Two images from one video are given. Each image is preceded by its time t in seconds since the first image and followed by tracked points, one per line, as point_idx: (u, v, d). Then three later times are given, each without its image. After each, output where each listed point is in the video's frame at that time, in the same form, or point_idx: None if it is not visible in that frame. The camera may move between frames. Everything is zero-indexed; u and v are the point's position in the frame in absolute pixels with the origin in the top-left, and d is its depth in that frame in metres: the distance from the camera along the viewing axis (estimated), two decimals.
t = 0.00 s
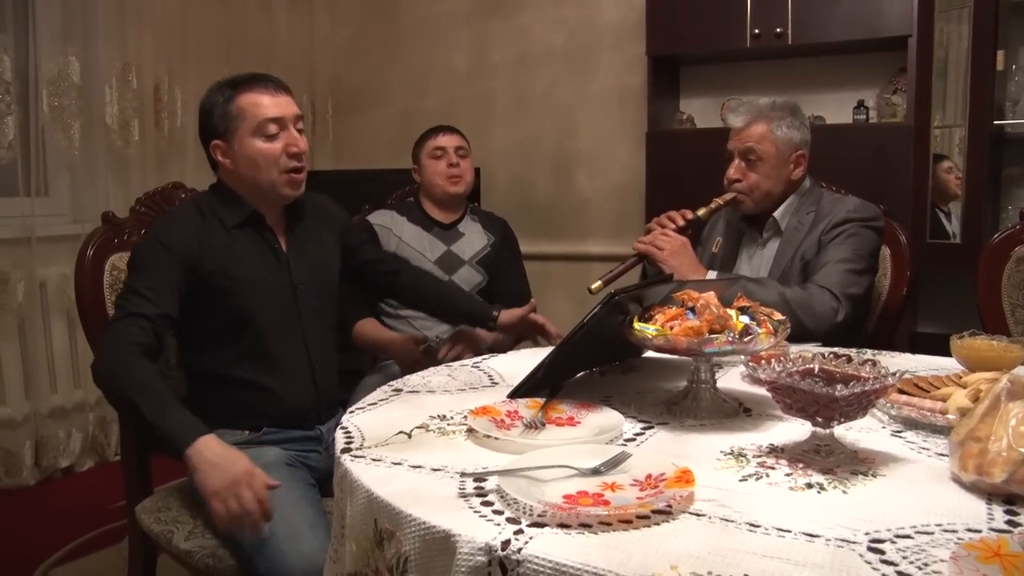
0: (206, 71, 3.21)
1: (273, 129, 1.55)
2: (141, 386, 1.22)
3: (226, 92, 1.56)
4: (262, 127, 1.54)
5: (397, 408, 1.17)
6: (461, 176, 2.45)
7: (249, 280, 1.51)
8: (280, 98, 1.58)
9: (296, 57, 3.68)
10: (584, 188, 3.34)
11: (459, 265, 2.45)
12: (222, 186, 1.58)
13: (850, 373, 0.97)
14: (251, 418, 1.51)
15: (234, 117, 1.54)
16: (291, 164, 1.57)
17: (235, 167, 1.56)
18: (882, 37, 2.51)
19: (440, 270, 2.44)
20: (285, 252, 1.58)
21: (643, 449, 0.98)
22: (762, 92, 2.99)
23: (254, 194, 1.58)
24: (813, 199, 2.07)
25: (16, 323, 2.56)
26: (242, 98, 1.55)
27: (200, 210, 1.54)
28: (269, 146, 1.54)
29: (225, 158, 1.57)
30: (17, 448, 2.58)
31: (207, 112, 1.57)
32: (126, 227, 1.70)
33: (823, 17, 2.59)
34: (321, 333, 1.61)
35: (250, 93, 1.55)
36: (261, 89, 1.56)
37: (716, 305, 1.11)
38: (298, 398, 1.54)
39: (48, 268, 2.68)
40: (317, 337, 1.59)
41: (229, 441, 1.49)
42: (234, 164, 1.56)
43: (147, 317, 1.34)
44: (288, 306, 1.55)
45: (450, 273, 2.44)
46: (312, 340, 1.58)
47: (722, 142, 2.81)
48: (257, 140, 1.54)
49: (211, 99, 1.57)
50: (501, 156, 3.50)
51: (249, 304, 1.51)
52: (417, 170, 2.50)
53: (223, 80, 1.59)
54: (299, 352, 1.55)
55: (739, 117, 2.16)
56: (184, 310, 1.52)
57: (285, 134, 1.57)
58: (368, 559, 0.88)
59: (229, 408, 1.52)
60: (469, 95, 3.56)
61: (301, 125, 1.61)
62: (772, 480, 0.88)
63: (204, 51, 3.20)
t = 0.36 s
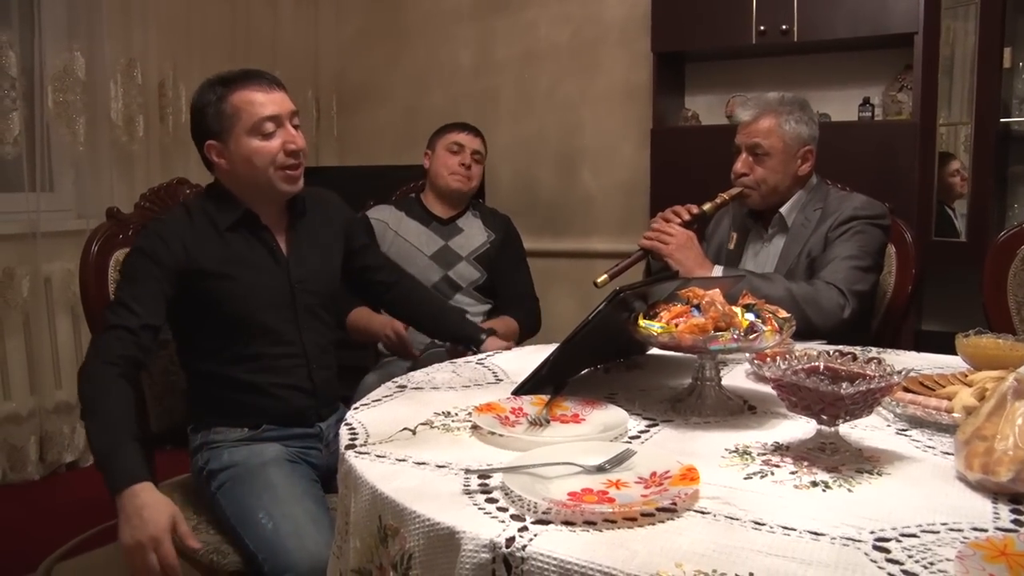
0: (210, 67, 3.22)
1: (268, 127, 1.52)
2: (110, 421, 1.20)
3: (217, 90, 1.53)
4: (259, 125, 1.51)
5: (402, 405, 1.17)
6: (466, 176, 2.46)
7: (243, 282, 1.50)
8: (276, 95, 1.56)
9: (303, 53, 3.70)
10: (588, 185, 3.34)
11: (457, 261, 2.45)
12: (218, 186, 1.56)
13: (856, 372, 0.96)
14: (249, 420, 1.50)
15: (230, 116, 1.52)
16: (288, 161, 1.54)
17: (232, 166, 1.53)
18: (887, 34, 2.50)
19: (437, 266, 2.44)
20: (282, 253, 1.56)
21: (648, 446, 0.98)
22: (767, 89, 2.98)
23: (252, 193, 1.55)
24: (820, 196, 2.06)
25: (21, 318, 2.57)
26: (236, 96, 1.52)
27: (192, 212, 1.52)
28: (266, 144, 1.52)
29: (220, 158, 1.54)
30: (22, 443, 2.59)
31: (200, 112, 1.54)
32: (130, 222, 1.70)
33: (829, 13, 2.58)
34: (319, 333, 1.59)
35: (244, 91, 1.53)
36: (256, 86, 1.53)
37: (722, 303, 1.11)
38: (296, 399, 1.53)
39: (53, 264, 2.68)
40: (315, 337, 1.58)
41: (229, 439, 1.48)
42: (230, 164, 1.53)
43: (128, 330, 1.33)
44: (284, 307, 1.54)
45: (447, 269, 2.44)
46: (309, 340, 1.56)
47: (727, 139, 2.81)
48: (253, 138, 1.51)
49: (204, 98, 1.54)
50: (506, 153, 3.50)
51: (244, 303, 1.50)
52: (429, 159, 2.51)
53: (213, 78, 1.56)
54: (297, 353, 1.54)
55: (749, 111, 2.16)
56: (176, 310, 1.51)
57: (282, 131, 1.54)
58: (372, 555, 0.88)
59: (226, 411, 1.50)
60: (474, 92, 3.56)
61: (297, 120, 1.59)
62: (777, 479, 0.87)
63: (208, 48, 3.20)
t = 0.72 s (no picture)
0: (212, 67, 3.22)
1: (254, 134, 1.51)
2: (100, 440, 1.24)
3: (203, 98, 1.52)
4: (243, 133, 1.50)
5: (402, 407, 1.18)
6: (473, 178, 2.46)
7: (234, 295, 1.48)
8: (260, 101, 1.54)
9: (305, 52, 3.69)
10: (590, 186, 3.34)
11: (463, 266, 2.45)
12: (206, 195, 1.55)
13: (859, 375, 0.96)
14: (246, 424, 1.51)
15: (215, 125, 1.50)
16: (275, 169, 1.52)
17: (219, 176, 1.52)
18: (889, 35, 2.50)
19: (445, 272, 2.44)
20: (273, 262, 1.54)
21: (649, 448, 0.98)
22: (769, 90, 2.98)
23: (240, 202, 1.54)
24: (822, 199, 2.06)
25: (22, 317, 2.57)
26: (221, 104, 1.51)
27: (178, 225, 1.49)
28: (252, 152, 1.50)
29: (207, 166, 1.53)
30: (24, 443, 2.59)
31: (186, 120, 1.53)
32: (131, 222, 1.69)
33: (831, 15, 2.58)
34: (313, 337, 1.59)
35: (229, 99, 1.51)
36: (240, 93, 1.51)
37: (723, 305, 1.11)
38: (292, 404, 1.53)
39: (54, 264, 2.68)
40: (309, 342, 1.57)
41: (226, 441, 1.48)
42: (217, 174, 1.52)
43: (120, 352, 1.34)
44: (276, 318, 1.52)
45: (454, 274, 2.44)
46: (303, 346, 1.55)
47: (729, 140, 2.81)
48: (239, 147, 1.50)
49: (190, 106, 1.53)
50: (508, 154, 3.50)
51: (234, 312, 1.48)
52: (432, 165, 2.51)
53: (200, 85, 1.54)
54: (291, 361, 1.53)
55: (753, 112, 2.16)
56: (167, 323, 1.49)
57: (268, 139, 1.53)
58: (372, 557, 0.88)
59: (223, 418, 1.50)
60: (476, 92, 3.56)
61: (284, 126, 1.57)
62: (777, 481, 0.87)
63: (210, 48, 3.21)
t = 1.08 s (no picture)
0: (217, 68, 3.23)
1: (241, 137, 1.48)
2: (24, 399, 1.15)
3: (189, 99, 1.49)
4: (230, 136, 1.47)
5: (406, 407, 1.18)
6: (470, 176, 2.45)
7: (225, 295, 1.48)
8: (248, 102, 1.51)
9: (310, 53, 3.69)
10: (594, 188, 3.34)
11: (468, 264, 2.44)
12: (198, 199, 1.53)
13: (862, 377, 0.96)
14: (242, 425, 1.51)
15: (202, 127, 1.48)
16: (263, 172, 1.50)
17: (209, 179, 1.50)
18: (894, 38, 2.51)
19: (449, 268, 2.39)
20: (266, 263, 1.53)
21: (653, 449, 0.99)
22: (772, 92, 2.98)
23: (232, 205, 1.52)
24: (825, 202, 2.06)
25: (27, 317, 2.58)
26: (207, 106, 1.48)
27: (171, 223, 1.49)
28: (239, 155, 1.48)
29: (197, 168, 1.52)
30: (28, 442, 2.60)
31: (173, 122, 1.51)
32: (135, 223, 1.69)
33: (835, 17, 2.58)
34: (309, 340, 1.58)
35: (215, 99, 1.48)
36: (226, 94, 1.48)
37: (727, 307, 1.11)
38: (287, 406, 1.52)
39: (60, 263, 2.69)
40: (305, 343, 1.56)
41: (221, 444, 1.48)
42: (207, 177, 1.50)
43: (78, 325, 1.30)
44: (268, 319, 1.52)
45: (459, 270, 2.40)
46: (297, 348, 1.54)
47: (732, 142, 2.81)
48: (226, 150, 1.47)
49: (177, 106, 1.50)
50: (511, 155, 3.51)
51: (223, 314, 1.48)
52: (431, 166, 2.52)
53: (186, 84, 1.51)
54: (286, 363, 1.53)
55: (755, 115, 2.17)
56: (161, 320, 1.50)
57: (255, 141, 1.50)
58: (376, 557, 0.89)
59: (219, 418, 1.50)
60: (479, 93, 3.56)
61: (273, 126, 1.54)
62: (780, 483, 0.88)
63: (215, 48, 3.22)
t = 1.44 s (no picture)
0: (222, 67, 3.24)
1: (235, 140, 1.47)
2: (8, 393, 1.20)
3: (182, 101, 1.48)
4: (223, 139, 1.46)
5: (410, 406, 1.18)
6: (467, 173, 2.44)
7: (222, 296, 1.48)
8: (242, 104, 1.49)
9: (315, 53, 3.70)
10: (598, 187, 3.35)
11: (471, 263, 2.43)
12: (193, 202, 1.52)
13: (864, 377, 0.97)
14: (241, 426, 1.51)
15: (196, 130, 1.47)
16: (258, 175, 1.49)
17: (203, 182, 1.49)
18: (898, 38, 2.50)
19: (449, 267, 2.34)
20: (262, 263, 1.53)
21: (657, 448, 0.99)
22: (776, 93, 2.98)
23: (227, 208, 1.51)
24: (827, 202, 2.06)
25: (32, 315, 2.59)
26: (201, 108, 1.46)
27: (165, 225, 1.48)
28: (233, 158, 1.47)
29: (191, 171, 1.51)
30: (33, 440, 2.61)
31: (167, 126, 1.50)
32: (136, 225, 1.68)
33: (840, 17, 2.58)
34: (308, 338, 1.58)
35: (208, 102, 1.46)
36: (220, 96, 1.47)
37: (730, 307, 1.12)
38: (285, 405, 1.52)
39: (64, 262, 2.70)
40: (303, 343, 1.56)
41: (221, 445, 1.49)
42: (201, 179, 1.49)
43: (70, 323, 1.31)
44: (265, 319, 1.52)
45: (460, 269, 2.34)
46: (295, 348, 1.55)
47: (735, 142, 2.81)
48: (221, 154, 1.46)
49: (170, 109, 1.49)
50: (515, 154, 3.51)
51: (219, 315, 1.48)
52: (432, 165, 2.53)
53: (180, 85, 1.50)
54: (284, 363, 1.53)
55: (757, 116, 2.17)
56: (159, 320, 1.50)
57: (250, 143, 1.49)
58: (380, 555, 0.89)
59: (219, 418, 1.51)
60: (483, 93, 3.57)
61: (268, 128, 1.52)
62: (784, 483, 0.88)
63: (219, 47, 3.22)
